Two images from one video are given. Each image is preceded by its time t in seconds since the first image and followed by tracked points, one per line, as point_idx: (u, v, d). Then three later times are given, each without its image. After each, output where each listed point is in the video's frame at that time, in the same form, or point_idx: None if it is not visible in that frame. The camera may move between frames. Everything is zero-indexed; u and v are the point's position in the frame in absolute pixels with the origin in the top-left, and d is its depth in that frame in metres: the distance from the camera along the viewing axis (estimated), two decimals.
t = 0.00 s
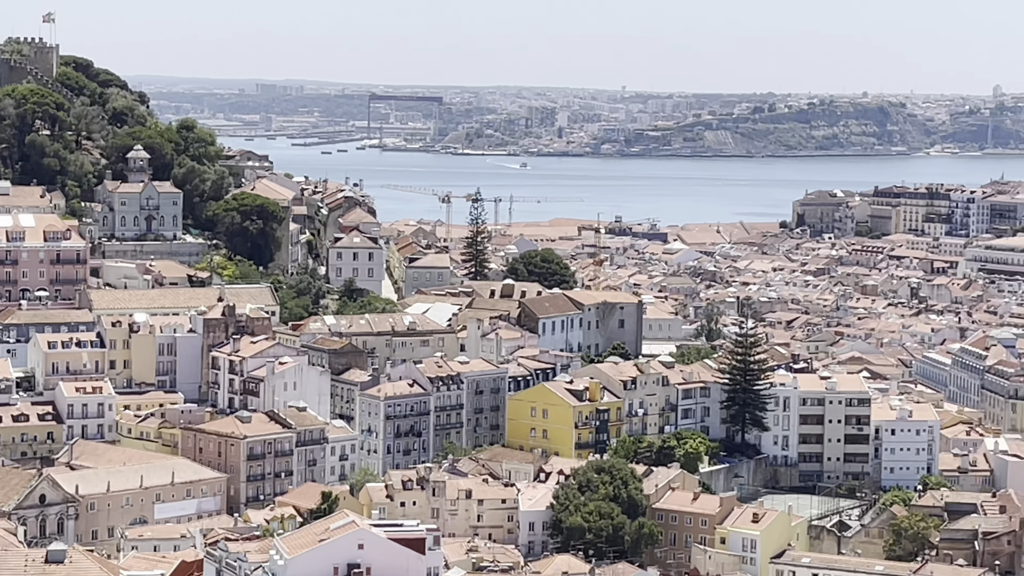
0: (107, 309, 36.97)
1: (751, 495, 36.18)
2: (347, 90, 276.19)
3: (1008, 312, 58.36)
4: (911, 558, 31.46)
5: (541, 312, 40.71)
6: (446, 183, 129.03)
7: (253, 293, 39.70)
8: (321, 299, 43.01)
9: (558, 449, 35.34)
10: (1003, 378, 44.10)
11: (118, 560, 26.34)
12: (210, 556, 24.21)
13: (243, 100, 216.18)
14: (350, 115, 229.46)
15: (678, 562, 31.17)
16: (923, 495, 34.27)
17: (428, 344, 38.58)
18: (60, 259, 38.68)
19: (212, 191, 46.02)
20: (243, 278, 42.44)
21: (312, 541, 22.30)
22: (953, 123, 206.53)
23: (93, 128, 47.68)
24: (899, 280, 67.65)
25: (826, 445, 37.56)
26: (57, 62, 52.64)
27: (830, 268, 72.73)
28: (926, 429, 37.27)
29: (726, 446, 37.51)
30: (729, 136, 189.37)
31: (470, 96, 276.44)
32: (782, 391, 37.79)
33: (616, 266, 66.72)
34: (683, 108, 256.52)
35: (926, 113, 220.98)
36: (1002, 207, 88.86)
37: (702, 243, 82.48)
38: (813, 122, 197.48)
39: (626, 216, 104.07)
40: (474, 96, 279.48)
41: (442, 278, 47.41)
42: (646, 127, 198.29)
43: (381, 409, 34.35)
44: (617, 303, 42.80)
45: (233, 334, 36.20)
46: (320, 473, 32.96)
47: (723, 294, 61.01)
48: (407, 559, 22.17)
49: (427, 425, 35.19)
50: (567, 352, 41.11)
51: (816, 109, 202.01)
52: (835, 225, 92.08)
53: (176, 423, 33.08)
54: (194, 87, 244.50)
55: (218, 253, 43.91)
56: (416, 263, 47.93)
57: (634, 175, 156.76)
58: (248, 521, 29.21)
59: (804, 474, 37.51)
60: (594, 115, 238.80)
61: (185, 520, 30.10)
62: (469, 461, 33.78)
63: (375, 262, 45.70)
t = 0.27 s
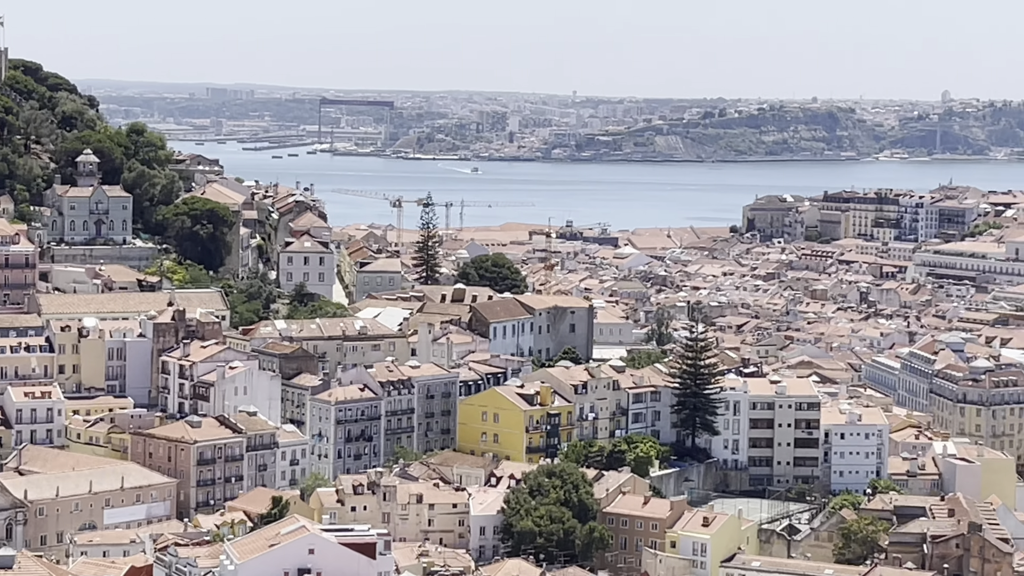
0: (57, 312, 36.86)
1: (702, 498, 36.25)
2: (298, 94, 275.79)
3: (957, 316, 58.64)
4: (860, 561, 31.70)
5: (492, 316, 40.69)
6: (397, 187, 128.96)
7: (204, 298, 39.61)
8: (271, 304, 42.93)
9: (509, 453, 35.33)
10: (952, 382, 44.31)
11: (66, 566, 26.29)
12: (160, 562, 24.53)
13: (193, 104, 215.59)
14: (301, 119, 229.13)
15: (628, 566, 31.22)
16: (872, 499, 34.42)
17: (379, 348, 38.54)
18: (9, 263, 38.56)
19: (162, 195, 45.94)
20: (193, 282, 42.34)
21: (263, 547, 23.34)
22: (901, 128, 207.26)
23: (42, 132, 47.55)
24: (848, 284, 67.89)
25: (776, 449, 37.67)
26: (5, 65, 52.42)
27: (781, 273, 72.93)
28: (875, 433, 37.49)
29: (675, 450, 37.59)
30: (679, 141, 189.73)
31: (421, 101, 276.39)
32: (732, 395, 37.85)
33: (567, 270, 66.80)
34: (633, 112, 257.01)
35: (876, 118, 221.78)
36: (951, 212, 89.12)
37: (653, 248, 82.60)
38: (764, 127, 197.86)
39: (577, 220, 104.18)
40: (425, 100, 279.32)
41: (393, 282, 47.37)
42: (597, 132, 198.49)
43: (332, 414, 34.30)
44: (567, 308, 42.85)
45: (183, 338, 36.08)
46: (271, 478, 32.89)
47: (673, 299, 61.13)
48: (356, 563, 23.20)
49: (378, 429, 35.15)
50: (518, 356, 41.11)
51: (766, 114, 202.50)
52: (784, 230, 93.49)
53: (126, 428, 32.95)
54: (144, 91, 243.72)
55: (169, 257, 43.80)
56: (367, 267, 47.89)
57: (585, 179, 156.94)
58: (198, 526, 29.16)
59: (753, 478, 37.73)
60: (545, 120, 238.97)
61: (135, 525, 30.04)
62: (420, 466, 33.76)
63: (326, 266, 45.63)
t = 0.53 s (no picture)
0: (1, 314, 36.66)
1: (649, 499, 36.28)
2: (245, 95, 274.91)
3: (902, 318, 58.92)
4: (806, 562, 31.82)
5: (440, 317, 40.69)
6: (345, 188, 128.69)
7: (150, 299, 39.45)
8: (218, 305, 42.76)
9: (457, 454, 35.30)
10: (897, 383, 44.53)
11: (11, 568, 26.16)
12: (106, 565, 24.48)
13: (140, 104, 214.92)
14: (248, 120, 228.49)
15: (575, 567, 31.23)
16: (818, 500, 34.52)
17: (326, 349, 38.45)
18: None
19: (107, 196, 45.78)
20: (139, 284, 42.14)
21: (209, 548, 23.28)
22: (847, 130, 208.03)
23: None
24: (795, 285, 68.14)
25: (723, 449, 37.75)
26: None
27: (728, 274, 73.13)
28: (822, 434, 37.43)
29: (623, 451, 37.62)
30: (627, 142, 189.99)
31: (369, 102, 275.94)
32: (679, 396, 37.93)
33: (514, 272, 66.80)
34: (581, 114, 257.32)
35: (822, 120, 222.57)
36: (896, 213, 89.51)
37: (600, 249, 82.75)
38: (711, 129, 198.37)
39: (525, 221, 104.23)
40: (373, 101, 279.00)
41: (340, 284, 47.27)
42: (544, 133, 198.68)
43: (279, 416, 34.27)
44: (515, 308, 42.83)
45: (128, 339, 35.95)
46: (218, 480, 32.80)
47: (621, 300, 61.20)
48: (304, 564, 23.18)
49: (325, 431, 35.10)
50: (465, 357, 41.10)
51: (713, 115, 203.00)
52: (731, 231, 93.66)
53: (71, 429, 32.77)
54: (91, 91, 242.87)
55: (114, 258, 43.60)
56: (314, 269, 47.83)
57: (533, 180, 156.97)
58: (144, 528, 29.04)
59: (700, 479, 37.77)
60: (493, 121, 239.07)
61: (80, 527, 29.89)
62: (367, 467, 33.70)
63: (273, 267, 45.56)
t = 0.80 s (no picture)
0: None
1: (595, 498, 36.32)
2: (190, 92, 274.06)
3: (847, 316, 59.13)
4: (752, 559, 31.86)
5: (386, 315, 40.65)
6: (291, 186, 128.41)
7: (94, 297, 39.29)
8: (163, 303, 42.62)
9: (403, 453, 35.27)
10: (842, 382, 44.71)
11: None
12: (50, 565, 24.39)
13: (84, 101, 213.91)
14: (193, 118, 227.81)
15: (521, 565, 31.22)
16: (763, 498, 34.61)
17: (272, 348, 38.21)
18: None
19: (52, 194, 45.62)
20: (84, 282, 41.95)
21: (155, 547, 23.22)
22: (792, 130, 208.66)
23: None
24: (741, 284, 68.31)
25: (669, 448, 37.85)
26: None
27: (674, 273, 73.25)
28: (768, 432, 37.64)
29: (569, 449, 37.65)
30: (573, 140, 190.19)
31: (314, 100, 275.47)
32: (625, 395, 38.00)
33: (461, 270, 66.76)
34: (527, 113, 257.44)
35: (768, 119, 223.14)
36: (841, 212, 89.84)
37: (547, 247, 82.80)
38: (657, 128, 198.62)
39: (472, 220, 104.21)
40: (318, 99, 278.31)
41: (286, 282, 47.17)
42: (491, 131, 198.61)
43: (225, 414, 34.21)
44: (462, 307, 42.82)
45: (73, 338, 35.80)
46: (162, 478, 32.69)
47: (567, 298, 61.25)
48: (250, 563, 23.13)
49: (271, 429, 35.02)
50: (411, 355, 41.06)
51: (659, 114, 203.29)
52: (677, 230, 93.68)
53: (14, 428, 32.59)
54: (35, 89, 241.72)
55: (59, 256, 43.41)
56: (260, 267, 47.69)
57: (479, 179, 156.90)
58: (88, 527, 28.91)
59: (646, 477, 37.82)
60: (439, 120, 238.96)
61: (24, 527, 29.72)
62: (314, 466, 33.65)
63: (218, 266, 45.41)
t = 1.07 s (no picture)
0: None
1: (542, 495, 36.33)
2: (137, 89, 273.05)
3: (794, 314, 59.33)
4: (699, 556, 31.92)
5: (333, 313, 40.58)
6: (238, 183, 128.05)
7: (39, 295, 39.10)
8: (109, 301, 42.47)
9: (350, 451, 35.21)
10: (789, 379, 44.84)
11: None
12: None
13: (29, 98, 212.81)
14: (139, 115, 227.01)
15: (470, 563, 31.18)
16: (710, 494, 34.72)
17: (219, 346, 38.26)
18: None
19: None
20: (29, 279, 41.77)
21: (101, 546, 23.15)
22: (739, 128, 209.14)
23: None
24: (688, 282, 68.43)
25: (617, 445, 37.91)
26: None
27: (621, 270, 73.32)
28: (715, 429, 37.80)
29: (517, 447, 37.63)
30: (521, 138, 190.18)
31: (261, 96, 274.81)
32: (573, 392, 37.96)
33: (408, 268, 66.72)
34: (474, 111, 257.46)
35: (715, 117, 223.58)
36: (788, 210, 90.20)
37: (495, 245, 82.80)
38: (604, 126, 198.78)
39: (419, 217, 104.13)
40: (265, 96, 277.54)
41: (233, 280, 47.06)
42: (438, 129, 198.47)
43: (171, 413, 34.14)
44: (409, 305, 42.77)
45: (17, 336, 35.63)
46: (108, 477, 32.57)
47: (515, 296, 61.28)
48: (196, 561, 23.09)
49: (217, 428, 34.94)
50: (359, 353, 41.00)
51: (607, 112, 203.48)
52: (625, 228, 93.81)
53: None
54: None
55: (3, 253, 43.22)
56: (207, 265, 47.58)
57: (427, 177, 156.81)
58: (33, 525, 28.77)
59: (594, 474, 37.82)
60: (386, 117, 238.73)
61: None
62: (260, 464, 33.57)
63: (164, 263, 45.27)
